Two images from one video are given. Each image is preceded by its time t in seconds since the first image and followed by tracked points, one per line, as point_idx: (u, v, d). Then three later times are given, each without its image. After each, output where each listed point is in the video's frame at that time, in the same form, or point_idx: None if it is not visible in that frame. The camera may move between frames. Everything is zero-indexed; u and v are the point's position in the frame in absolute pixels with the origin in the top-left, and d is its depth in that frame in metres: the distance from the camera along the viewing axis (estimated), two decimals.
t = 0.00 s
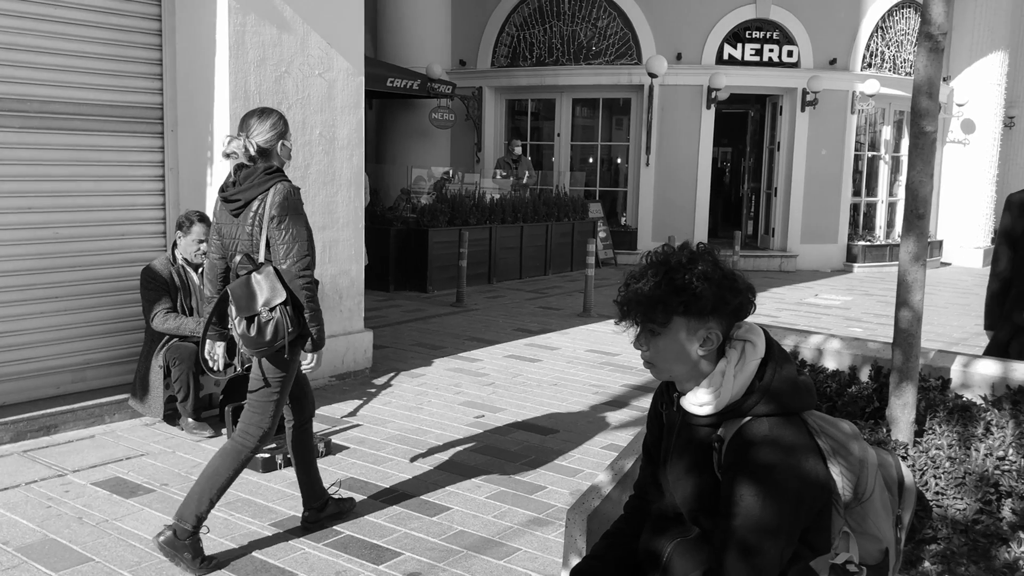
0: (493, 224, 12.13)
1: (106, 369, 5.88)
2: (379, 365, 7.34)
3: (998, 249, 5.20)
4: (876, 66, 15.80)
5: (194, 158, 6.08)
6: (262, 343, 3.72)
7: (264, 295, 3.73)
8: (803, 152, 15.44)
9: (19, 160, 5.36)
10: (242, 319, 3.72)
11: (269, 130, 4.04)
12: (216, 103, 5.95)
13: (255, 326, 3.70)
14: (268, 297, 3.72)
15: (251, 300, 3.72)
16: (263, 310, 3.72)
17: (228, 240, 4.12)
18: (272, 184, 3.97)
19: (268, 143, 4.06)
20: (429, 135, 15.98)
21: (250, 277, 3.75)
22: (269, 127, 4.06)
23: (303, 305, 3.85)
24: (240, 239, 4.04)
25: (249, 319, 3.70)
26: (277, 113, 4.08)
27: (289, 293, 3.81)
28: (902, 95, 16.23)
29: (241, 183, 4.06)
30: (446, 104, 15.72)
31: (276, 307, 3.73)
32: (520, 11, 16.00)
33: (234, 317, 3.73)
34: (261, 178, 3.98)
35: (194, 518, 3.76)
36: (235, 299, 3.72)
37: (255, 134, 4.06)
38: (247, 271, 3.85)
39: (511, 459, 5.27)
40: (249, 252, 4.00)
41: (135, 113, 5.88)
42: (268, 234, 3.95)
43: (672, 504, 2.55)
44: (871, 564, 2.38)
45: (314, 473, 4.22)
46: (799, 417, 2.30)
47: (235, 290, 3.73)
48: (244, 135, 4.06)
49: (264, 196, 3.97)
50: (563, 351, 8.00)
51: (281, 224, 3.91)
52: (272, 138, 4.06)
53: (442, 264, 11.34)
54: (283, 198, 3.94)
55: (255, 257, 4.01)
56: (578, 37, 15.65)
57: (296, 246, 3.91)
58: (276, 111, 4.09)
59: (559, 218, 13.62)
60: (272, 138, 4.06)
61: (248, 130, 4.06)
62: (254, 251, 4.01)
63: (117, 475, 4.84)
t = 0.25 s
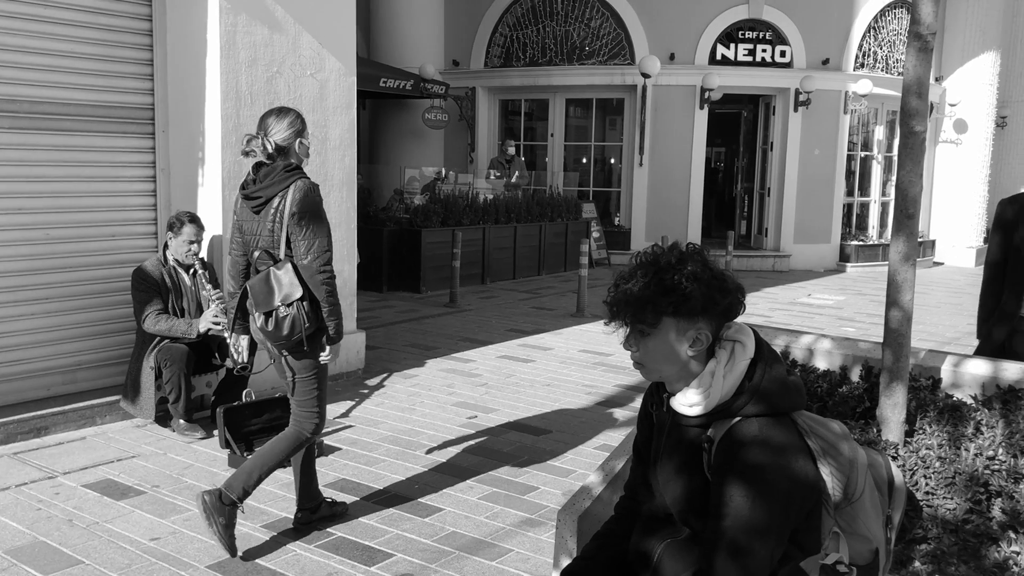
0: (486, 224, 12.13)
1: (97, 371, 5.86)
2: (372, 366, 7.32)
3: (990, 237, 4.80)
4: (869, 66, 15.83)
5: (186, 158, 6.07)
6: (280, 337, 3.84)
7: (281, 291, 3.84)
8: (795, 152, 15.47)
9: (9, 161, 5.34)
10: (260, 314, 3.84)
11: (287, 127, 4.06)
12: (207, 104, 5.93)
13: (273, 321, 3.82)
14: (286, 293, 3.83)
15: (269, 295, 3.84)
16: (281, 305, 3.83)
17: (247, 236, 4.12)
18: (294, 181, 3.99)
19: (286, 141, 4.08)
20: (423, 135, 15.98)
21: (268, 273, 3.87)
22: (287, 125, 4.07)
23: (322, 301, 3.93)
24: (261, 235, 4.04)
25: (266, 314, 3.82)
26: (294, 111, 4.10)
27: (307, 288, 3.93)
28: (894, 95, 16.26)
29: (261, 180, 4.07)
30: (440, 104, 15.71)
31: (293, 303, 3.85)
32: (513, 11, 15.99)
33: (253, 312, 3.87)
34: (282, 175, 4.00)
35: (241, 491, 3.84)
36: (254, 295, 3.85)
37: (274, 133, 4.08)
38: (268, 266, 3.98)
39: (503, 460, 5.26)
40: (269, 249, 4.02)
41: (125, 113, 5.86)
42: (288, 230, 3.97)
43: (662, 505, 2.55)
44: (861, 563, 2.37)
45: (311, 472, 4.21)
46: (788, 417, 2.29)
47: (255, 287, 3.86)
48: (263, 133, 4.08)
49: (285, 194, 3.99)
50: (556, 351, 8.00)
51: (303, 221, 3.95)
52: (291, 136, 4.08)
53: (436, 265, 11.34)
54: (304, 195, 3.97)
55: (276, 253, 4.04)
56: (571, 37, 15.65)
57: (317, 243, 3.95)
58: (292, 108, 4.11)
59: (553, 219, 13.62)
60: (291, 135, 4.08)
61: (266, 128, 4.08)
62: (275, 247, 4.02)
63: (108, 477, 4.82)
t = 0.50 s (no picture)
0: (479, 224, 12.12)
1: (87, 373, 5.84)
2: (364, 367, 7.32)
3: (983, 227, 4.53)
4: (860, 66, 15.88)
5: (177, 159, 6.05)
6: (294, 329, 3.90)
7: (295, 284, 3.92)
8: (788, 152, 15.49)
9: None
10: (276, 307, 3.92)
11: (304, 123, 4.17)
12: (198, 104, 5.91)
13: (287, 313, 3.89)
14: (301, 286, 3.91)
15: (284, 288, 3.93)
16: (296, 298, 3.91)
17: (264, 229, 4.21)
18: (308, 176, 4.06)
19: (303, 136, 4.19)
20: (415, 136, 15.95)
21: (284, 266, 3.96)
22: (304, 121, 4.19)
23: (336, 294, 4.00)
24: (276, 228, 4.13)
25: (281, 306, 3.90)
26: (312, 108, 4.21)
27: (322, 280, 4.01)
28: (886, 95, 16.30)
29: (279, 175, 4.18)
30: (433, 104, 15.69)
31: (307, 295, 3.91)
32: (506, 11, 15.99)
33: (269, 304, 3.95)
34: (297, 170, 4.08)
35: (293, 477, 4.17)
36: (270, 288, 3.94)
37: (291, 128, 4.18)
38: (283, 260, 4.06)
39: (496, 460, 5.26)
40: (285, 243, 4.09)
41: (115, 114, 5.85)
42: (304, 224, 4.05)
43: (652, 506, 2.54)
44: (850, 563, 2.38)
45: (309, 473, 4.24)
46: (777, 417, 2.29)
47: (271, 280, 3.95)
48: (281, 128, 4.20)
49: (300, 188, 4.06)
50: (549, 351, 8.00)
51: (316, 214, 4.03)
52: (307, 132, 4.19)
53: (429, 265, 11.33)
54: (317, 190, 4.03)
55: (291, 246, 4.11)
56: (564, 37, 15.65)
57: (331, 237, 4.04)
58: (311, 106, 4.23)
59: (546, 219, 13.60)
60: (308, 130, 4.18)
61: (284, 124, 4.20)
62: (290, 240, 4.10)
63: (99, 479, 4.80)
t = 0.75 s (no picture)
0: (472, 225, 12.11)
1: (78, 374, 5.81)
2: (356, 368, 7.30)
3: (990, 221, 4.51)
4: (853, 66, 15.93)
5: (168, 160, 6.03)
6: (308, 326, 3.90)
7: (310, 282, 3.92)
8: (780, 153, 15.51)
9: None
10: (290, 303, 3.93)
11: (321, 124, 4.15)
12: (189, 105, 5.89)
13: (301, 310, 3.90)
14: (315, 283, 3.91)
15: (298, 285, 3.93)
16: (310, 295, 3.91)
17: (279, 229, 4.17)
18: (324, 176, 4.04)
19: (319, 137, 4.16)
20: (408, 136, 15.94)
21: (298, 264, 3.97)
22: (321, 122, 4.16)
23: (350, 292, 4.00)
24: (291, 227, 4.10)
25: (295, 303, 3.91)
26: (330, 109, 4.19)
27: (336, 279, 4.02)
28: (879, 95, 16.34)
29: (294, 175, 4.14)
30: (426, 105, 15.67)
31: (321, 292, 3.91)
32: (499, 12, 15.98)
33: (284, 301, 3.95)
34: (313, 171, 4.05)
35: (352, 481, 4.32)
36: (284, 284, 3.94)
37: (307, 128, 4.17)
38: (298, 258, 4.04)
39: (488, 461, 5.26)
40: (299, 241, 4.07)
41: (105, 115, 5.82)
42: (319, 224, 4.04)
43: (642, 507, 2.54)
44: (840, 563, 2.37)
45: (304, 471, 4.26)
46: (767, 417, 2.28)
47: (285, 277, 3.96)
48: (297, 129, 4.19)
49: (316, 188, 4.04)
50: (542, 352, 8.00)
51: (331, 214, 4.03)
52: (323, 133, 4.16)
53: (422, 266, 11.32)
54: (333, 192, 4.02)
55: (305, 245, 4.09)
56: (557, 38, 15.65)
57: (345, 237, 4.04)
58: (328, 107, 4.21)
59: (540, 220, 13.60)
60: (325, 132, 4.15)
61: (300, 124, 4.18)
62: (305, 239, 4.07)
63: (89, 481, 4.78)
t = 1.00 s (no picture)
0: (464, 226, 12.09)
1: (68, 377, 5.78)
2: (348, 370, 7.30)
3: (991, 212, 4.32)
4: (844, 66, 15.98)
5: (158, 161, 6.01)
6: (321, 328, 4.02)
7: (325, 285, 4.03)
8: (772, 154, 15.54)
9: None
10: (305, 305, 4.04)
11: (337, 132, 4.22)
12: (179, 105, 5.88)
13: (316, 313, 4.01)
14: (329, 287, 4.02)
15: (314, 288, 4.04)
16: (325, 298, 4.02)
17: (296, 232, 4.27)
18: (340, 183, 4.12)
19: (334, 144, 4.23)
20: (401, 137, 15.93)
21: (313, 268, 4.06)
22: (336, 129, 4.24)
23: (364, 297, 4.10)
24: (308, 232, 4.20)
25: (309, 305, 4.02)
26: (346, 116, 4.25)
27: (350, 283, 4.10)
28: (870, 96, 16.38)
29: (312, 180, 4.24)
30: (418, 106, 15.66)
31: (336, 296, 4.02)
32: (491, 12, 15.96)
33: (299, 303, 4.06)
34: (330, 177, 4.14)
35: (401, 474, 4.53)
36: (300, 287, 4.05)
37: (324, 135, 4.25)
38: (314, 262, 4.15)
39: (479, 462, 5.26)
40: (316, 246, 4.17)
41: (95, 116, 5.80)
42: (335, 229, 4.13)
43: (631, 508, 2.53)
44: (828, 564, 2.37)
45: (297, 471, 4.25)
46: (755, 418, 2.28)
47: (300, 280, 4.06)
48: (313, 135, 4.27)
49: (332, 195, 4.13)
50: (534, 352, 7.99)
51: (346, 220, 4.11)
52: (339, 140, 4.24)
53: (414, 267, 11.31)
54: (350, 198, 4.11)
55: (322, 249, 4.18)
56: (549, 39, 15.66)
57: (361, 242, 4.11)
58: (344, 115, 4.28)
59: (532, 220, 13.59)
60: (342, 139, 4.22)
61: (316, 131, 4.26)
62: (321, 244, 4.18)
63: (78, 484, 4.76)
